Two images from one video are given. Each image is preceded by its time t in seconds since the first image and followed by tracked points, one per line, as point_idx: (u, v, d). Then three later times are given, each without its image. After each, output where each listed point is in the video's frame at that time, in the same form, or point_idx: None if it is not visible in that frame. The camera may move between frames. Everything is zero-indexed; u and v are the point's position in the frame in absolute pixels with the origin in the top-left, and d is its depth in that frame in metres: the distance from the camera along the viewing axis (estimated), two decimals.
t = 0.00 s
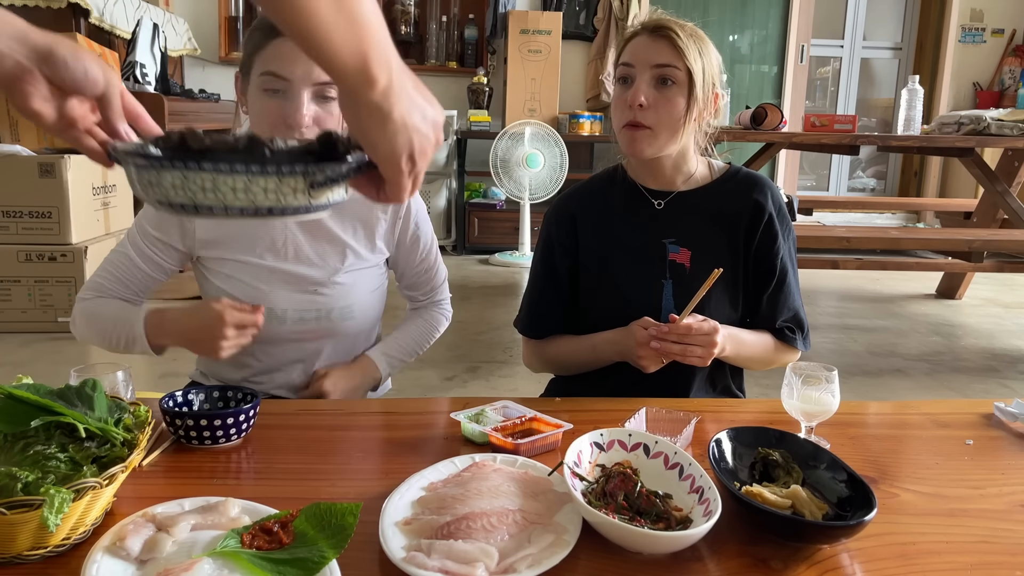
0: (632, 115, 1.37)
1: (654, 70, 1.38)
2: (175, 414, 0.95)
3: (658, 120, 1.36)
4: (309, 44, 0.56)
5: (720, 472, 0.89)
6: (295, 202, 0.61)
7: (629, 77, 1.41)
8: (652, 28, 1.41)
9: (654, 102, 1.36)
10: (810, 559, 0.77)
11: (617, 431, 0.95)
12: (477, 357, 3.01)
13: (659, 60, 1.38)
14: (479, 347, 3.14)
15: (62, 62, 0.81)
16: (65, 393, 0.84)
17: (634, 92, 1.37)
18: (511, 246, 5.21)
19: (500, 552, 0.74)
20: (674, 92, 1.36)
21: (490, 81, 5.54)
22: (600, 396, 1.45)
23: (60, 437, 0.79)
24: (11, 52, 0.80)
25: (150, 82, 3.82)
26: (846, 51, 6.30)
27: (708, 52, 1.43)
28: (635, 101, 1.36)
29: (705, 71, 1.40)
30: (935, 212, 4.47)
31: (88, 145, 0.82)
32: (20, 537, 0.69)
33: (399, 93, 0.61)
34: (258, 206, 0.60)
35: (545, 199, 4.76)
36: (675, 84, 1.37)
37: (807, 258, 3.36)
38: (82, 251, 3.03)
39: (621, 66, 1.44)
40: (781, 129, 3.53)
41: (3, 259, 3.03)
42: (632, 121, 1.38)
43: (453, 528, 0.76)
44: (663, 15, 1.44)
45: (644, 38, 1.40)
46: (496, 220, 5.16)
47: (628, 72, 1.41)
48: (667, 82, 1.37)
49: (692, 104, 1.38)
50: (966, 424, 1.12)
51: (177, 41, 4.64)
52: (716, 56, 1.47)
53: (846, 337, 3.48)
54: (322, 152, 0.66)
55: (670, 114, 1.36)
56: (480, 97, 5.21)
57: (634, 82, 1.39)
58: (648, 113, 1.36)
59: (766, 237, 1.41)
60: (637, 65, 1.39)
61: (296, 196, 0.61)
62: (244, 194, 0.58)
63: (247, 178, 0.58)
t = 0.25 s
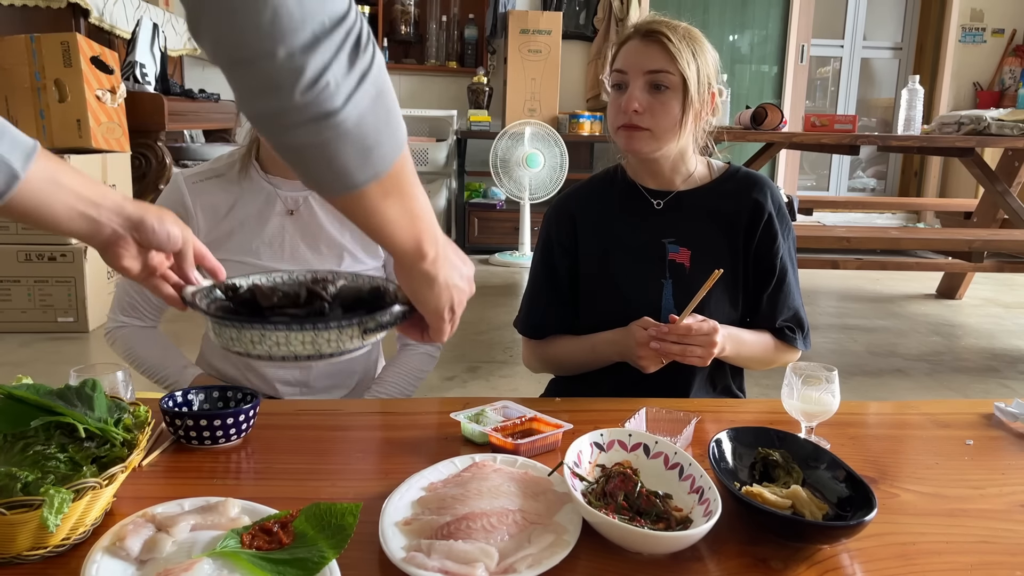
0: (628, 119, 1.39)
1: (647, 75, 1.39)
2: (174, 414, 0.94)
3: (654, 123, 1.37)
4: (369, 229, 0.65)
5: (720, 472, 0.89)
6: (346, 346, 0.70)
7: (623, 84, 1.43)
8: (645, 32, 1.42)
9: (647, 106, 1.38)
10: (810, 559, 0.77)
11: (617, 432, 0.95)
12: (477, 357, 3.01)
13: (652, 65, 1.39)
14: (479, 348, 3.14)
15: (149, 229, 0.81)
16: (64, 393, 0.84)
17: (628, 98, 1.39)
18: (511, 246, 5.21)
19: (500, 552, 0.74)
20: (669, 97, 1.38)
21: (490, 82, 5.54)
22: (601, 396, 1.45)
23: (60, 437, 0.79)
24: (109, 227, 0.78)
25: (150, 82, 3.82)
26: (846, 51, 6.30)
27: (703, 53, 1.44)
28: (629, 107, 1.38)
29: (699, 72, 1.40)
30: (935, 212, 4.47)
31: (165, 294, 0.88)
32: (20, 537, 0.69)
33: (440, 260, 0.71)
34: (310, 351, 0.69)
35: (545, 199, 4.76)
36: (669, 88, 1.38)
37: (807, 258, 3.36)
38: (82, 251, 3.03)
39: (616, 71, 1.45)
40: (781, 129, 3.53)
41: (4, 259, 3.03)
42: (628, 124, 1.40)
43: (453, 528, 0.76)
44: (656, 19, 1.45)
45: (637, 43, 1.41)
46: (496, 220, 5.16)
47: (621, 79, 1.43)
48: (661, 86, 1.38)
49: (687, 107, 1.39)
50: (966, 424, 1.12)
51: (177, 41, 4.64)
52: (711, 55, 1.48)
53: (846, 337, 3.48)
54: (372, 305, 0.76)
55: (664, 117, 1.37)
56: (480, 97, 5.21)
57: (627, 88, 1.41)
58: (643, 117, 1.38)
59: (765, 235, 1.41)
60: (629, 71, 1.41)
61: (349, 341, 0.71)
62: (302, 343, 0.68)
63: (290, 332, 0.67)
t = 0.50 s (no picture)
0: (624, 126, 1.39)
1: (641, 81, 1.38)
2: (172, 414, 0.94)
3: (649, 130, 1.37)
4: (407, 329, 0.67)
5: (720, 472, 0.89)
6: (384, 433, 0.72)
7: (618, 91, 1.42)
8: (637, 37, 1.41)
9: (642, 113, 1.37)
10: (810, 559, 0.77)
11: (617, 432, 0.95)
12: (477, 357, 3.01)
13: (645, 72, 1.37)
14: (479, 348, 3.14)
15: (196, 325, 0.84)
16: (65, 393, 0.84)
17: (622, 106, 1.38)
18: (511, 246, 5.21)
19: (500, 552, 0.74)
20: (663, 102, 1.37)
21: (490, 81, 5.54)
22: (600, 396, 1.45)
23: (60, 438, 0.79)
24: (161, 325, 0.80)
25: (149, 82, 3.81)
26: (846, 51, 6.29)
27: (699, 55, 1.42)
28: (624, 114, 1.38)
29: (694, 76, 1.39)
30: (936, 212, 4.47)
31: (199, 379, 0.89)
32: (20, 537, 0.69)
33: (469, 346, 0.73)
34: (351, 440, 0.71)
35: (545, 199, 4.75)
36: (663, 94, 1.37)
37: (808, 258, 3.36)
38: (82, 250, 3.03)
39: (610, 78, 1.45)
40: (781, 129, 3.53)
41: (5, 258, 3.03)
42: (624, 132, 1.39)
43: (453, 528, 0.76)
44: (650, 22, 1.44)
45: (630, 50, 1.40)
46: (496, 220, 5.16)
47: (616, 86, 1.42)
48: (655, 93, 1.37)
49: (684, 111, 1.37)
50: (967, 424, 1.12)
51: (177, 40, 4.64)
52: (707, 55, 1.47)
53: (846, 337, 3.48)
54: (403, 392, 0.77)
55: (660, 123, 1.37)
56: (480, 97, 5.20)
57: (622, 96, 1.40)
58: (638, 125, 1.37)
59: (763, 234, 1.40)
60: (624, 78, 1.40)
61: (385, 429, 0.72)
62: (344, 435, 0.70)
63: (334, 426, 0.69)
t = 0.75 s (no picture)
0: (619, 133, 1.39)
1: (635, 88, 1.37)
2: (172, 414, 0.94)
3: (644, 136, 1.37)
4: (424, 367, 0.73)
5: (720, 472, 0.89)
6: (401, 468, 0.86)
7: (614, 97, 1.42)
8: (631, 42, 1.40)
9: (637, 119, 1.37)
10: (811, 559, 0.77)
11: (617, 432, 0.95)
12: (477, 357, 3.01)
13: (640, 77, 1.37)
14: (479, 348, 3.14)
15: (217, 362, 0.82)
16: (65, 393, 0.84)
17: (617, 113, 1.38)
18: (511, 246, 5.21)
19: (500, 553, 0.74)
20: (658, 108, 1.36)
21: (490, 81, 5.54)
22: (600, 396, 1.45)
23: (60, 438, 0.79)
24: (183, 362, 0.78)
25: (149, 81, 3.82)
26: (847, 51, 6.29)
27: (696, 57, 1.41)
28: (620, 122, 1.38)
29: (689, 80, 1.38)
30: (936, 212, 4.46)
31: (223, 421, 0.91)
32: (19, 537, 0.69)
33: (483, 382, 0.79)
34: (372, 473, 0.85)
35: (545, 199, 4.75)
36: (658, 100, 1.36)
37: (808, 258, 3.36)
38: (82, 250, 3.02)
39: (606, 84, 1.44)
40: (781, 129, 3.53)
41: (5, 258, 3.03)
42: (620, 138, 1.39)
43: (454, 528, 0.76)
44: (647, 25, 1.43)
45: (625, 54, 1.39)
46: (496, 220, 5.16)
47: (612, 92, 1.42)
48: (650, 99, 1.37)
49: (680, 115, 1.36)
50: (967, 424, 1.12)
51: (177, 40, 4.64)
52: (705, 56, 1.45)
53: (846, 337, 3.48)
54: (416, 429, 0.91)
55: (655, 128, 1.36)
56: (480, 96, 5.20)
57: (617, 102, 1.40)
58: (633, 131, 1.37)
59: (762, 234, 1.40)
60: (618, 85, 1.39)
61: (401, 462, 0.86)
62: (365, 470, 0.84)
63: (354, 463, 0.83)
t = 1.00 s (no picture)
0: (614, 138, 1.37)
1: (631, 93, 1.35)
2: (172, 414, 0.94)
3: (640, 141, 1.35)
4: (431, 380, 0.74)
5: (720, 472, 0.89)
6: (408, 471, 0.86)
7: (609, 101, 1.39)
8: (626, 46, 1.37)
9: (633, 125, 1.35)
10: (811, 559, 0.77)
11: (617, 432, 0.95)
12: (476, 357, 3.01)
13: (635, 82, 1.34)
14: (480, 348, 3.14)
15: (228, 368, 0.82)
16: (65, 393, 0.84)
17: (613, 118, 1.36)
18: (511, 246, 5.21)
19: (500, 553, 0.74)
20: (654, 112, 1.34)
21: (490, 81, 5.54)
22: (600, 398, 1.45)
23: (59, 438, 0.79)
24: (195, 368, 0.79)
25: (149, 82, 3.83)
26: (846, 51, 6.29)
27: (691, 59, 1.39)
28: (616, 127, 1.35)
29: (684, 83, 1.35)
30: (936, 212, 4.46)
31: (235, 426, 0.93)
32: (19, 537, 0.69)
33: (487, 390, 0.80)
34: (379, 476, 0.85)
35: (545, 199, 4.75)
36: (654, 104, 1.34)
37: (808, 258, 3.36)
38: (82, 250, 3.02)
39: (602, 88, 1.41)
40: (781, 129, 3.53)
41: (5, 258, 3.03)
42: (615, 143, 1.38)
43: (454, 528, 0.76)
44: (641, 26, 1.40)
45: (620, 59, 1.36)
46: (496, 220, 5.17)
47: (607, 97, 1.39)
48: (646, 104, 1.34)
49: (675, 119, 1.35)
50: (967, 424, 1.12)
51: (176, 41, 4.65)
52: (701, 56, 1.43)
53: (846, 337, 3.48)
54: (424, 435, 0.92)
55: (652, 134, 1.34)
56: (480, 96, 5.21)
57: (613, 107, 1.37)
58: (629, 136, 1.35)
59: (761, 234, 1.41)
60: (614, 89, 1.36)
61: (408, 466, 0.86)
62: (371, 472, 0.84)
63: (361, 464, 0.83)
